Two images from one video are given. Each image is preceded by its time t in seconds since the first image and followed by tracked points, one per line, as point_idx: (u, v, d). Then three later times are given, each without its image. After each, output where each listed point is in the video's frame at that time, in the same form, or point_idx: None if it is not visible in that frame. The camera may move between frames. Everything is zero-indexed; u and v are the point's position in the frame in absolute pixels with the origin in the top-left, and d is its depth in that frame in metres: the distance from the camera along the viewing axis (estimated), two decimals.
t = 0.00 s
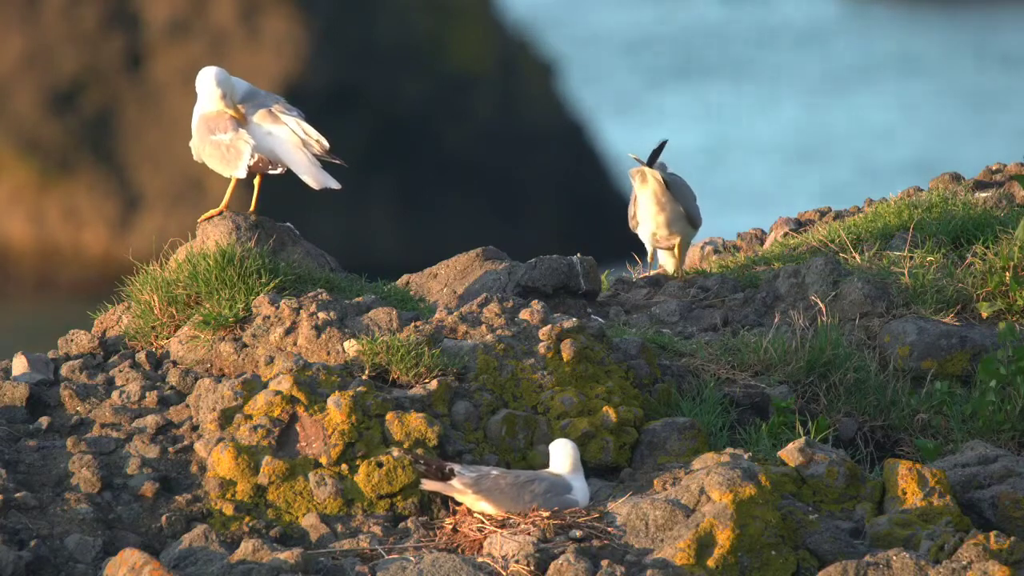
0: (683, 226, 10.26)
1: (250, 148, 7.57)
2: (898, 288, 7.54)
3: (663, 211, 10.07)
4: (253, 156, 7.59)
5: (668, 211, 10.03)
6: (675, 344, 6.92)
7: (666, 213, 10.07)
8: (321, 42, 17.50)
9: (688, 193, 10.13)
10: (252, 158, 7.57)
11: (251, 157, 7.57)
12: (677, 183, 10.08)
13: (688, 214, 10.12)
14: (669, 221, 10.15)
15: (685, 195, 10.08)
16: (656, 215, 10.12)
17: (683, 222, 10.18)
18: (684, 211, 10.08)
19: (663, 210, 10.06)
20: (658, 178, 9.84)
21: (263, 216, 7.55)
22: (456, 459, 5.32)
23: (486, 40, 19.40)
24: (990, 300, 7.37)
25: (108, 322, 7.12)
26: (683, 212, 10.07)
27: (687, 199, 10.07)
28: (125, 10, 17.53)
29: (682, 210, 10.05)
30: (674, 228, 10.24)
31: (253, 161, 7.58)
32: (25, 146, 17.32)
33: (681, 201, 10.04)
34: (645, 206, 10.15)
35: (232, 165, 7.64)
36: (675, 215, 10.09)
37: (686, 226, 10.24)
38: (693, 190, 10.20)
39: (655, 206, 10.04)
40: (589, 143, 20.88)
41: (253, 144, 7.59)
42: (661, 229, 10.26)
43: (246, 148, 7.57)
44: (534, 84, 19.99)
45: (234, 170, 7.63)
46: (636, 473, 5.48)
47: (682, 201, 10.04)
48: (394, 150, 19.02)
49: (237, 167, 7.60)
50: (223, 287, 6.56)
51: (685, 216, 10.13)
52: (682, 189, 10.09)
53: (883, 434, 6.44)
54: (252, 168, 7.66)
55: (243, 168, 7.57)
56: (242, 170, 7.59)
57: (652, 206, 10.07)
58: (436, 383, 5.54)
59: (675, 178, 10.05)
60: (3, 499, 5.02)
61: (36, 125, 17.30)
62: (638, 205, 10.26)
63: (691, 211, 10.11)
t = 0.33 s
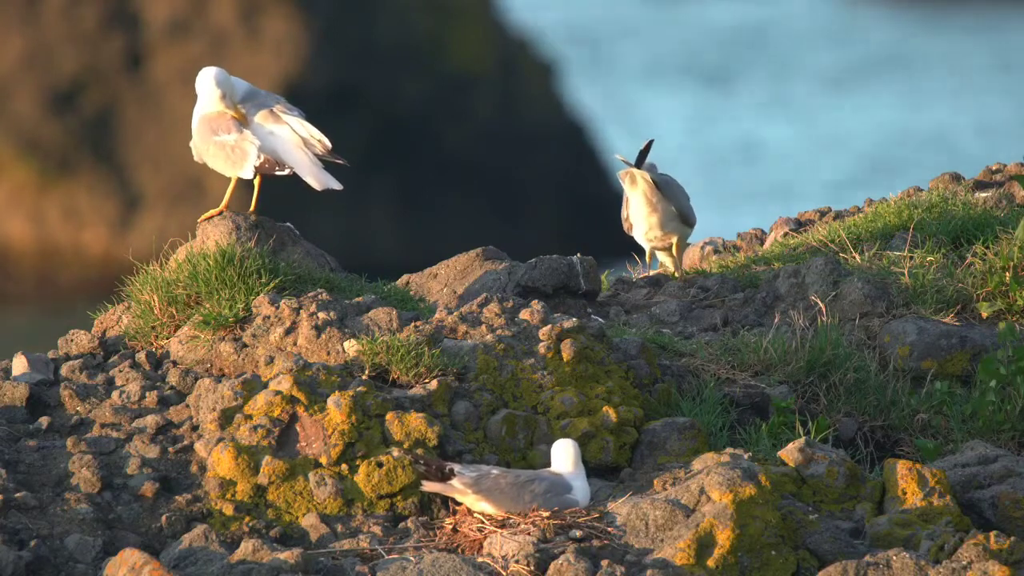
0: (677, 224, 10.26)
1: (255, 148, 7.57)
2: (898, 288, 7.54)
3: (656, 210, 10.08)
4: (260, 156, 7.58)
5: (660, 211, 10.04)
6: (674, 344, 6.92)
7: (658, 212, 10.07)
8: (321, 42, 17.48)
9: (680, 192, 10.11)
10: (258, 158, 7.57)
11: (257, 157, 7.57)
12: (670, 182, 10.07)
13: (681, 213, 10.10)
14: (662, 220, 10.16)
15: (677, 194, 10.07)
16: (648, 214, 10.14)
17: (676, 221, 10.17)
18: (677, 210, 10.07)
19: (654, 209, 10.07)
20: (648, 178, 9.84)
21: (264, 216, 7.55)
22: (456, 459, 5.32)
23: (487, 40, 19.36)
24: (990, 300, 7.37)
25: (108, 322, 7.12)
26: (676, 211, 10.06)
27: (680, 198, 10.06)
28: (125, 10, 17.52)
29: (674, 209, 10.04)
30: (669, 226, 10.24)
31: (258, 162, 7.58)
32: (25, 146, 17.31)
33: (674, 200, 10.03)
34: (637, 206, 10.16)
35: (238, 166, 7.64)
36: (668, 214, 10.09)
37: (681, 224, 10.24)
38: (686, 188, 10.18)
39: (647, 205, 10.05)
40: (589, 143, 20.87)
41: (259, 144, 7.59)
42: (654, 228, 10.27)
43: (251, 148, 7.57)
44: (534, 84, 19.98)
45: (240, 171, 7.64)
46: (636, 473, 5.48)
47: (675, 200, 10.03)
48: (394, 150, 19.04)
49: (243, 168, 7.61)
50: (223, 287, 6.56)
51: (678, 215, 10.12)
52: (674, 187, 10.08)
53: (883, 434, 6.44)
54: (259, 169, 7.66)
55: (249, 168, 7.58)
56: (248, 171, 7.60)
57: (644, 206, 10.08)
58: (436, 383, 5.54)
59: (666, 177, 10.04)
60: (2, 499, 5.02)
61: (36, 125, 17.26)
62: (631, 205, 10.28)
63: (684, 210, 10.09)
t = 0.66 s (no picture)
0: (676, 224, 10.25)
1: (258, 148, 7.58)
2: (898, 288, 7.54)
3: (655, 211, 10.07)
4: (264, 156, 7.60)
5: (660, 212, 10.03)
6: (675, 344, 6.92)
7: (657, 213, 10.07)
8: (321, 42, 17.48)
9: (679, 192, 10.10)
10: (262, 158, 7.58)
11: (261, 157, 7.59)
12: (669, 182, 10.05)
13: (680, 213, 10.09)
14: (662, 220, 10.15)
15: (677, 194, 10.05)
16: (647, 216, 10.13)
17: (676, 220, 10.17)
18: (676, 211, 10.07)
19: (653, 212, 10.07)
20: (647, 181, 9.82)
21: (264, 216, 7.55)
22: (456, 459, 5.32)
23: (486, 40, 19.37)
24: (990, 300, 7.36)
25: (108, 322, 7.12)
26: (676, 211, 10.06)
27: (680, 198, 10.05)
28: (125, 10, 17.53)
29: (674, 209, 10.03)
30: (668, 225, 10.24)
31: (262, 162, 7.60)
32: (25, 146, 17.30)
33: (674, 201, 10.01)
34: (636, 208, 10.16)
35: (241, 166, 7.66)
36: (667, 214, 10.08)
37: (680, 223, 10.24)
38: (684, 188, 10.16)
39: (645, 207, 10.04)
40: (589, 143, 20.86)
41: (262, 144, 7.60)
42: (653, 228, 10.26)
43: (254, 149, 7.58)
44: (534, 84, 19.98)
45: (243, 171, 7.66)
46: (636, 473, 5.48)
47: (675, 200, 10.02)
48: (393, 150, 19.04)
49: (247, 168, 7.62)
50: (223, 287, 6.56)
51: (677, 215, 10.12)
52: (673, 188, 10.06)
53: (883, 434, 6.44)
54: (262, 168, 7.68)
55: (253, 168, 7.61)
56: (252, 171, 7.63)
57: (643, 207, 10.07)
58: (436, 383, 5.54)
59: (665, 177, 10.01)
60: (2, 499, 5.02)
61: (36, 125, 17.27)
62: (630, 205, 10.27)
63: (683, 210, 10.08)
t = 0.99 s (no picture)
0: (672, 224, 10.28)
1: (259, 148, 7.58)
2: (898, 288, 7.54)
3: (651, 213, 10.09)
4: (265, 156, 7.60)
5: (657, 214, 10.05)
6: (675, 344, 6.93)
7: (654, 215, 10.09)
8: (321, 42, 17.49)
9: (675, 192, 10.11)
10: (263, 158, 7.59)
11: (263, 157, 7.59)
12: (665, 183, 10.06)
13: (676, 214, 10.12)
14: (658, 222, 10.17)
15: (673, 195, 10.07)
16: (644, 218, 10.15)
17: (672, 221, 10.20)
18: (672, 211, 10.09)
19: (650, 213, 10.08)
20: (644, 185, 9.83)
21: (264, 216, 7.55)
22: (456, 459, 5.33)
23: (486, 41, 19.36)
24: (990, 300, 7.36)
25: (108, 322, 7.12)
26: (672, 212, 10.08)
27: (676, 199, 10.06)
28: (125, 10, 17.50)
29: (671, 210, 10.06)
30: (664, 226, 10.26)
31: (264, 162, 7.61)
32: (25, 146, 17.31)
33: (670, 202, 10.03)
34: (633, 210, 10.17)
35: (243, 166, 7.66)
36: (663, 215, 10.11)
37: (675, 224, 10.27)
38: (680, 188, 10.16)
39: (642, 210, 10.06)
40: (589, 143, 20.86)
41: (263, 144, 7.59)
42: (649, 229, 10.29)
43: (256, 148, 7.58)
44: (534, 84, 19.97)
45: (245, 170, 7.66)
46: (636, 473, 5.48)
47: (671, 202, 10.03)
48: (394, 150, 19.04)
49: (249, 168, 7.63)
50: (223, 287, 6.56)
51: (673, 215, 10.14)
52: (669, 189, 10.07)
53: (883, 434, 6.44)
54: (264, 169, 7.68)
55: (255, 168, 7.61)
56: (254, 171, 7.63)
57: (639, 210, 10.09)
58: (436, 383, 5.54)
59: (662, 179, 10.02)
60: (2, 499, 5.02)
61: (36, 125, 17.28)
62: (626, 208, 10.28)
63: (679, 210, 10.11)
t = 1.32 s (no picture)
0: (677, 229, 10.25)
1: (258, 149, 7.58)
2: (898, 287, 7.53)
3: (654, 220, 10.08)
4: (264, 156, 7.60)
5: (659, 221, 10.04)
6: (674, 344, 6.93)
7: (657, 222, 10.08)
8: (323, 41, 17.59)
9: (679, 198, 10.06)
10: (262, 158, 7.59)
11: (262, 158, 7.60)
12: (668, 189, 10.02)
13: (681, 220, 10.07)
14: (661, 228, 10.16)
15: (676, 201, 10.02)
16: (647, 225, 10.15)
17: (676, 227, 10.15)
18: (675, 217, 10.05)
19: (652, 220, 10.07)
20: (643, 195, 9.83)
21: (263, 216, 7.55)
22: (456, 459, 5.33)
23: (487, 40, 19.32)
24: (990, 300, 7.36)
25: (108, 322, 7.12)
26: (676, 218, 10.04)
27: (680, 205, 10.01)
28: (125, 10, 17.37)
29: (674, 217, 10.02)
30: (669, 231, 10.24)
31: (263, 163, 7.61)
32: (24, 146, 17.19)
33: (673, 209, 9.99)
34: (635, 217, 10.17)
35: (242, 166, 7.66)
36: (666, 222, 10.08)
37: (682, 229, 10.22)
38: (684, 193, 10.11)
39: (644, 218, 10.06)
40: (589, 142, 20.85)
41: (263, 144, 7.60)
42: (654, 236, 10.28)
43: (255, 149, 7.58)
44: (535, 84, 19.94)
45: (244, 170, 7.66)
46: (636, 473, 5.48)
47: (674, 208, 9.99)
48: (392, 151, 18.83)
49: (248, 168, 7.63)
50: (223, 287, 6.56)
51: (677, 221, 10.10)
52: (672, 195, 10.02)
53: (883, 434, 6.44)
54: (263, 169, 7.68)
55: (254, 169, 7.61)
56: (253, 171, 7.63)
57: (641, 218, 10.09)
58: (436, 383, 5.54)
59: (664, 187, 9.99)
60: (3, 499, 5.02)
61: (36, 125, 17.19)
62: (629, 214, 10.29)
63: (684, 216, 10.05)
